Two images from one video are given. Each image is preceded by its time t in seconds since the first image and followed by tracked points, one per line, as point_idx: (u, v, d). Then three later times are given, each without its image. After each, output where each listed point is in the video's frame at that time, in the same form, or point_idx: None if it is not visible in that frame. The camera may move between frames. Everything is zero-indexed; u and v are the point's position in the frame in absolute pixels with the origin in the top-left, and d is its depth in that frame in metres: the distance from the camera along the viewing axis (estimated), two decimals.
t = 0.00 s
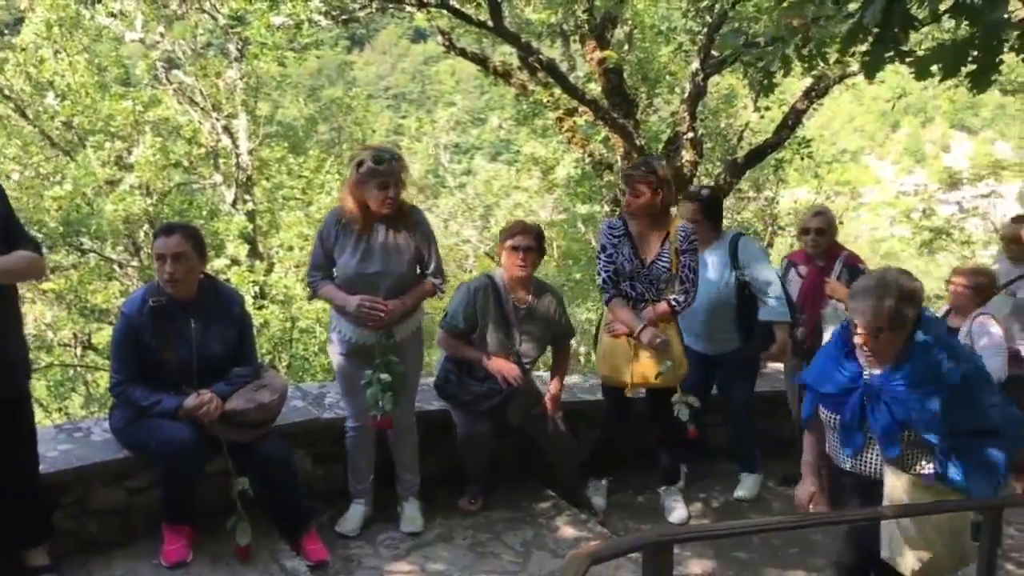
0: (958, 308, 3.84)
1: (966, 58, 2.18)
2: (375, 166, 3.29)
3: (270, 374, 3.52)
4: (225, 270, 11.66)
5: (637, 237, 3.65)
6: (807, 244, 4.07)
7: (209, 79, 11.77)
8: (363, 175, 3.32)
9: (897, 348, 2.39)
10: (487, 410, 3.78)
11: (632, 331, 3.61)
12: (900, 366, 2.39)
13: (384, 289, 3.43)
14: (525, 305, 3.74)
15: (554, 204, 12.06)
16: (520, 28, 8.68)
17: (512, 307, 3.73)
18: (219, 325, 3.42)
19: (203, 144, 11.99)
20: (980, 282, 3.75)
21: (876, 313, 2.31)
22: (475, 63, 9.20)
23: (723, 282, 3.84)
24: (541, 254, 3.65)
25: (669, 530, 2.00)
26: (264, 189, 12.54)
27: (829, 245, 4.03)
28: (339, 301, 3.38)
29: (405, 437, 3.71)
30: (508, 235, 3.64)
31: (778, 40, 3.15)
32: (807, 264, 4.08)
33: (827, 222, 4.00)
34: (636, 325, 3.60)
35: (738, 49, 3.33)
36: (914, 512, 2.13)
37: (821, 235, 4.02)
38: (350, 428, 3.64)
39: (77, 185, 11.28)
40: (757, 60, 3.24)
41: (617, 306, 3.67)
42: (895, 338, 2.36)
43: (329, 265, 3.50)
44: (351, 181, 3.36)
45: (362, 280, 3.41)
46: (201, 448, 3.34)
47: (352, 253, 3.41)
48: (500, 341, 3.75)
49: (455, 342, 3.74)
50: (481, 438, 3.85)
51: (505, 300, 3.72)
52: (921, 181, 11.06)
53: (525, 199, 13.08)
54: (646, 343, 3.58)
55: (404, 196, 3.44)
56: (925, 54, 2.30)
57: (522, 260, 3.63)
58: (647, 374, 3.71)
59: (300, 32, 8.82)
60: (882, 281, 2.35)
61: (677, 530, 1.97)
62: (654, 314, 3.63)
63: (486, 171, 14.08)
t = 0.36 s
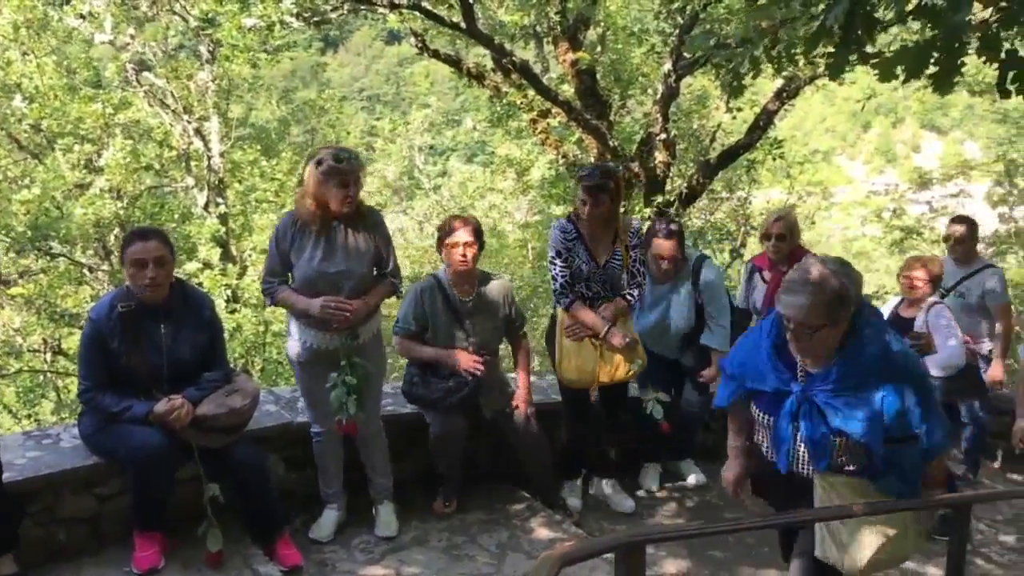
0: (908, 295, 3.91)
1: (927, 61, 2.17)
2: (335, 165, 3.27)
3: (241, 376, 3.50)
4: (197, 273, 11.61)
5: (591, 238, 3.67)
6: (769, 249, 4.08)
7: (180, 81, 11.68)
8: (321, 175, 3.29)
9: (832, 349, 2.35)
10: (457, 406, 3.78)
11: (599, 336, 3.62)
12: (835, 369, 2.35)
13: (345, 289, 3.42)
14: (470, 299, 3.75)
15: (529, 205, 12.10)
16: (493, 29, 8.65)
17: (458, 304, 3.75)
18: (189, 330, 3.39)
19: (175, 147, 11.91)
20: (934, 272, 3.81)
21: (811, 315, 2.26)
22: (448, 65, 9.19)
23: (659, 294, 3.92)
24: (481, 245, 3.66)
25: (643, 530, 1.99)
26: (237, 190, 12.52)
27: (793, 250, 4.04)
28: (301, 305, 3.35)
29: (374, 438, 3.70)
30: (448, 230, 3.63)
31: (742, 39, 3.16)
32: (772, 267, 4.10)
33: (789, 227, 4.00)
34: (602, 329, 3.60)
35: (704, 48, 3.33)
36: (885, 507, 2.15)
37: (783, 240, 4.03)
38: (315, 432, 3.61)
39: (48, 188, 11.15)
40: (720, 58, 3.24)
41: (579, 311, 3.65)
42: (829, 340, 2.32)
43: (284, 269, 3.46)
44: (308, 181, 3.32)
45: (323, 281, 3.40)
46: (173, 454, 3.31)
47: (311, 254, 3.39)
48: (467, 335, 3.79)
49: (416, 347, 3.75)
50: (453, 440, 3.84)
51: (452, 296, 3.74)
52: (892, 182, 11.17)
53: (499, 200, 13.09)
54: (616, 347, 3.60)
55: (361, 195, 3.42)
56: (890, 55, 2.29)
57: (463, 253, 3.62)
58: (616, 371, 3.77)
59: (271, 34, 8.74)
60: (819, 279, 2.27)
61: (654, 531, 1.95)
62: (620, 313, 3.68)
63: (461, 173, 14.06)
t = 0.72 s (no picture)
0: (874, 291, 3.93)
1: (893, 62, 2.21)
2: (295, 165, 3.25)
3: (213, 379, 3.47)
4: (171, 275, 11.56)
5: (576, 241, 3.65)
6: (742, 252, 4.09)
7: (152, 82, 11.59)
8: (280, 175, 3.26)
9: (784, 339, 2.47)
10: (431, 404, 3.80)
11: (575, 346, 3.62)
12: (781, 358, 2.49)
13: (309, 289, 3.40)
14: (428, 293, 3.74)
15: (505, 205, 12.11)
16: (467, 29, 8.64)
17: (417, 301, 3.73)
18: (161, 333, 3.36)
19: (147, 148, 11.84)
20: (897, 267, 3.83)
21: (766, 302, 2.36)
22: (423, 65, 9.18)
23: (637, 325, 4.06)
24: (435, 240, 3.65)
25: (616, 529, 1.99)
26: (211, 191, 12.43)
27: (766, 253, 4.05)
28: (265, 307, 3.32)
29: (346, 438, 3.68)
30: (401, 226, 3.62)
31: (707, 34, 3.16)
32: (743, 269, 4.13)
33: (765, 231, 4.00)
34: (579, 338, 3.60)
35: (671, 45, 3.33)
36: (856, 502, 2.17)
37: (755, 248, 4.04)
38: (286, 436, 3.60)
39: (17, 189, 10.99)
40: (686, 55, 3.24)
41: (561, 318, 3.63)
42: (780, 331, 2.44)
43: (247, 271, 3.42)
44: (268, 180, 3.30)
45: (287, 282, 3.37)
46: (146, 457, 3.28)
47: (274, 256, 3.36)
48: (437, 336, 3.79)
49: (379, 346, 3.81)
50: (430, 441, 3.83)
51: (409, 293, 3.73)
52: (865, 180, 11.25)
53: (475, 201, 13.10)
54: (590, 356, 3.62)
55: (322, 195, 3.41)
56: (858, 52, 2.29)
57: (416, 247, 3.62)
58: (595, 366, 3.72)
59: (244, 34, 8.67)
60: (778, 264, 2.37)
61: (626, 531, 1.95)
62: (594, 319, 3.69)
63: (437, 173, 14.03)
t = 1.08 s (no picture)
0: (847, 287, 3.95)
1: (863, 60, 2.21)
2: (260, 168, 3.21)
3: (191, 381, 3.45)
4: (148, 276, 11.53)
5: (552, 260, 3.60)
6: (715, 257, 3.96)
7: (127, 82, 11.49)
8: (247, 178, 3.23)
9: (681, 328, 2.31)
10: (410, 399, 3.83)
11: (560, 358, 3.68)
12: (676, 350, 2.33)
13: (281, 288, 3.40)
14: (368, 296, 3.73)
15: (485, 204, 12.12)
16: (445, 28, 8.63)
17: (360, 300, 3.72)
18: (137, 335, 3.33)
19: (123, 148, 11.77)
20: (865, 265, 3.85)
21: (656, 284, 2.23)
22: (400, 64, 9.16)
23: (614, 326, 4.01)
24: (381, 239, 3.63)
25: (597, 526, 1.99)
26: (187, 191, 12.35)
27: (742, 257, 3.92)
28: (236, 310, 3.31)
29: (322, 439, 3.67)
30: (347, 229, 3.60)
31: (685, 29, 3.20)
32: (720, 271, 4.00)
33: (739, 237, 3.85)
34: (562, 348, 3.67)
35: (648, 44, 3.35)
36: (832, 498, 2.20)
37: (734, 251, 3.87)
38: (263, 437, 3.60)
39: None
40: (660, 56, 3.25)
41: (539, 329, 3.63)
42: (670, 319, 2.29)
43: (215, 275, 3.41)
44: (234, 182, 3.26)
45: (259, 284, 3.37)
46: (122, 461, 3.25)
47: (241, 260, 3.36)
48: (390, 381, 3.70)
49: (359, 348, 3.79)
50: (413, 439, 3.83)
51: (349, 295, 3.70)
52: (842, 177, 11.32)
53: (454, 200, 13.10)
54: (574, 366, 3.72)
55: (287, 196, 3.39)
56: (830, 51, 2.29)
57: (361, 247, 3.60)
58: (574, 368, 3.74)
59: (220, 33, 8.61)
60: (673, 245, 2.26)
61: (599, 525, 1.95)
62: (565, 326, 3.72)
63: (416, 172, 14.00)
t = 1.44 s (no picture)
0: (824, 280, 3.97)
1: (834, 55, 2.15)
2: (235, 169, 3.18)
3: (169, 382, 3.42)
4: (126, 277, 11.49)
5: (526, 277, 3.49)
6: (681, 264, 3.95)
7: (102, 82, 11.39)
8: (224, 179, 3.21)
9: (588, 313, 2.11)
10: (390, 396, 3.86)
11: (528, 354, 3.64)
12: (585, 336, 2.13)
13: (260, 289, 3.39)
14: (342, 296, 3.70)
15: (465, 202, 12.12)
16: (423, 25, 8.61)
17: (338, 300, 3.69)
18: (113, 336, 3.30)
19: (99, 149, 11.69)
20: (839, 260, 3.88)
21: (552, 266, 2.03)
22: (378, 61, 9.14)
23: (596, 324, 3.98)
24: (356, 240, 3.62)
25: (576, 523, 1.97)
26: (164, 192, 12.30)
27: (707, 262, 3.89)
28: (214, 311, 3.29)
29: (299, 439, 3.66)
30: (320, 228, 3.58)
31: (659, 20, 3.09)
32: (686, 279, 3.95)
33: (703, 241, 3.85)
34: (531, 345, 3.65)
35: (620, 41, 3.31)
36: (812, 490, 2.22)
37: (694, 257, 3.87)
38: (242, 437, 3.60)
39: None
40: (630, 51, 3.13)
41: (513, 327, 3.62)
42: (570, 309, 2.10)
43: (192, 276, 3.39)
44: (210, 183, 3.23)
45: (235, 285, 3.35)
46: (100, 463, 3.22)
47: (218, 260, 3.34)
48: (371, 378, 3.71)
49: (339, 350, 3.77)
50: (389, 439, 3.82)
51: (325, 296, 3.67)
52: (821, 172, 11.37)
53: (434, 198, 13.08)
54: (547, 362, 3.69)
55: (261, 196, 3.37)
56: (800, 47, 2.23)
57: (338, 247, 3.59)
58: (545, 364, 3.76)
59: (195, 32, 8.56)
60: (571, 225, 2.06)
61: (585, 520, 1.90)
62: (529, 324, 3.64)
63: (396, 170, 13.97)
